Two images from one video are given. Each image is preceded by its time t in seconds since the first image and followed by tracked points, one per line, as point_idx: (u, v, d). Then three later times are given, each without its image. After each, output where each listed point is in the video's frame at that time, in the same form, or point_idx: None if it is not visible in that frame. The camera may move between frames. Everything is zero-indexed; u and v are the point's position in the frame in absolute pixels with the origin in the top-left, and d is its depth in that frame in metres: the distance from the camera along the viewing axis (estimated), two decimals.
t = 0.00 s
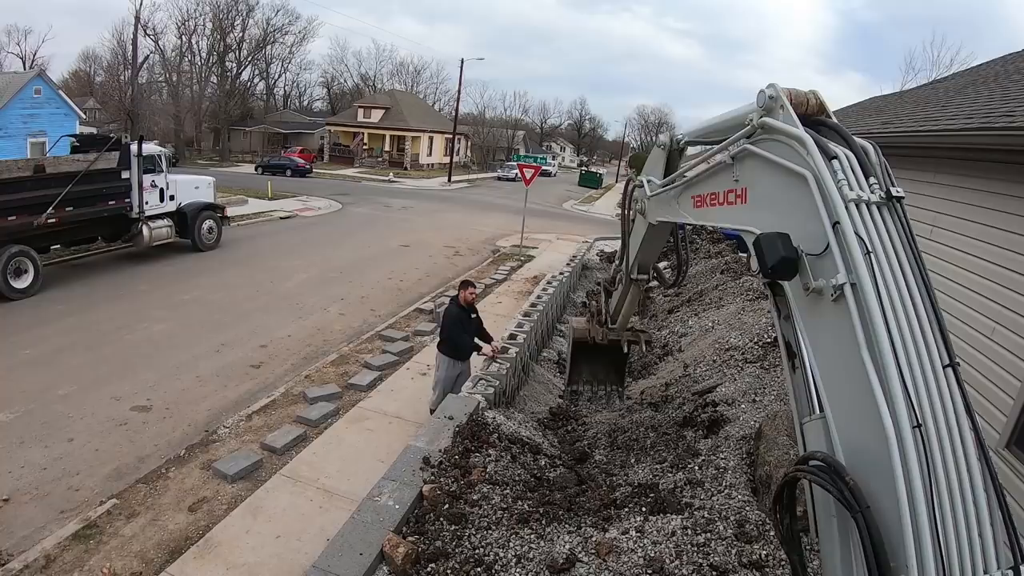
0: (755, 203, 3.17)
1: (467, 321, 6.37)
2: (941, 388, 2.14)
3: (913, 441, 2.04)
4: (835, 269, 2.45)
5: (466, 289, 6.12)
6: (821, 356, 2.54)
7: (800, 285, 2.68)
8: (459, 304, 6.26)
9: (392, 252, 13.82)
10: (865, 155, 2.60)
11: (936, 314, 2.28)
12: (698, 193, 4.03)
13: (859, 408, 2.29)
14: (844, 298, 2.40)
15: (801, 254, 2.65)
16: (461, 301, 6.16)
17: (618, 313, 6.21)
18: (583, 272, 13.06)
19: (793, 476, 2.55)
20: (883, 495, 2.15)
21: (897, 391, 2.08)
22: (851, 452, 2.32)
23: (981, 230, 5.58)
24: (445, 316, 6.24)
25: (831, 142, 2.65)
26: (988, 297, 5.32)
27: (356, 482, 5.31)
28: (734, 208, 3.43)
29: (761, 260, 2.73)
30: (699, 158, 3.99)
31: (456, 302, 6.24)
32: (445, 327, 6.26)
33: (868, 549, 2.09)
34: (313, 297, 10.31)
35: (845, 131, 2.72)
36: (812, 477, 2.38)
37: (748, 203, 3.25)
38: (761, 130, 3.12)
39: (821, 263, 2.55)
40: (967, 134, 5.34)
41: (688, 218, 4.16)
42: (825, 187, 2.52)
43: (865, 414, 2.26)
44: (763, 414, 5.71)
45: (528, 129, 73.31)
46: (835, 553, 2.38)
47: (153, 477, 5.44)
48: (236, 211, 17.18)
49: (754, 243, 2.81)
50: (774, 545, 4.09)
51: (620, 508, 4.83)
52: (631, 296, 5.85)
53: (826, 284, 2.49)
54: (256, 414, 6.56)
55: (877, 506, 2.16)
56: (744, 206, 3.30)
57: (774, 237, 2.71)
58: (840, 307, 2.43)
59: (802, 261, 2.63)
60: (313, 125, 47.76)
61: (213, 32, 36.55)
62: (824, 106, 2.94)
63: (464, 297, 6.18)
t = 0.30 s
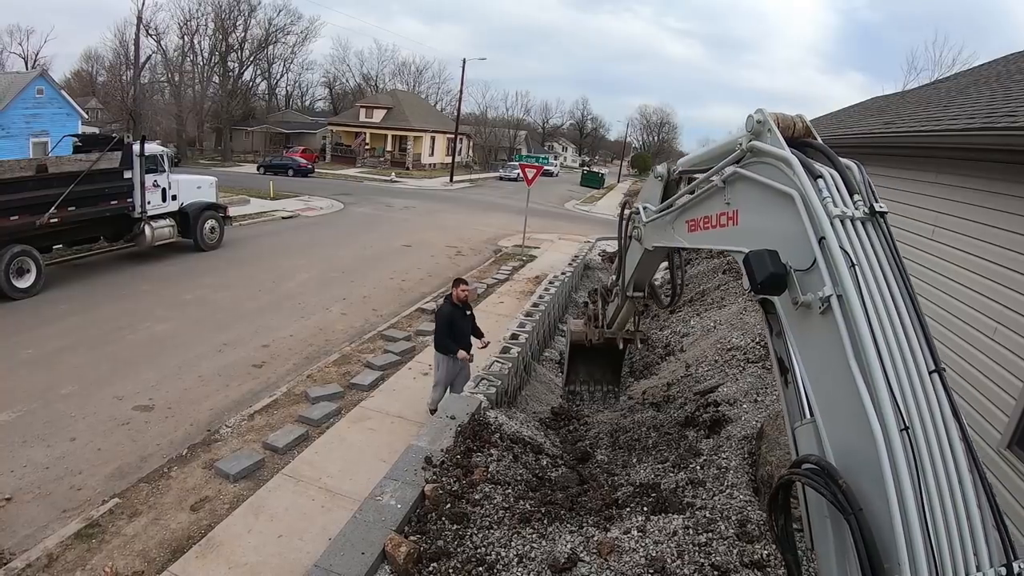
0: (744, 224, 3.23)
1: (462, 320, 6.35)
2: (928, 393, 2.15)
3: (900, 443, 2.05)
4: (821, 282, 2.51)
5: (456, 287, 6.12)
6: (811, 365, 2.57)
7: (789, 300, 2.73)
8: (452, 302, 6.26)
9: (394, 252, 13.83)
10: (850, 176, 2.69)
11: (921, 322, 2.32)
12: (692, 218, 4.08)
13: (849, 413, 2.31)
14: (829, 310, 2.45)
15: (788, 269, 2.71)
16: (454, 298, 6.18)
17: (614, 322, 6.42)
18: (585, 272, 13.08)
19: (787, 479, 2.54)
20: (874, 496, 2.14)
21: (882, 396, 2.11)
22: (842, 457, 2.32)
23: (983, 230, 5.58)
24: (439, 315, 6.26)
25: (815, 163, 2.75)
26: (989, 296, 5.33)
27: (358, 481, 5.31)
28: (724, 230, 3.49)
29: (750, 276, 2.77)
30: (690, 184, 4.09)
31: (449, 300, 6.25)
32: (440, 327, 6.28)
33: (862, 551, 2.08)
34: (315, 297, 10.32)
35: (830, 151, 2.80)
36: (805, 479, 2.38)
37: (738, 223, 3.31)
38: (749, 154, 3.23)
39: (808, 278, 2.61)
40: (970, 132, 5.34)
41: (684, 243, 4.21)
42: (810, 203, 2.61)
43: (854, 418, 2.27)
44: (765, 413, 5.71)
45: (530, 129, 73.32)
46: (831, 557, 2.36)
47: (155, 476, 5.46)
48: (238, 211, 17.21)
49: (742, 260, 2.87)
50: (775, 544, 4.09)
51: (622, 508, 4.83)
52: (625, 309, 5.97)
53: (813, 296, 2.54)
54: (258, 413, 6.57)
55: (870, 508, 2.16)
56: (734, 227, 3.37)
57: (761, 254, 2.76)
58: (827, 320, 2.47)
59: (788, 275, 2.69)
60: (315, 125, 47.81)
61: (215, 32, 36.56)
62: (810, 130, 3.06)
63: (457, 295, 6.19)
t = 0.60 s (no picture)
0: (736, 247, 3.27)
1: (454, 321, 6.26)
2: (917, 400, 2.17)
3: (889, 448, 2.06)
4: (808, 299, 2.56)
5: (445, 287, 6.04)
6: (801, 379, 2.59)
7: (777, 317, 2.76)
8: (443, 302, 6.19)
9: (395, 251, 13.83)
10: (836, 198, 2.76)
11: (906, 333, 2.35)
12: (686, 245, 4.11)
13: (840, 421, 2.31)
14: (817, 325, 2.48)
15: (777, 288, 2.76)
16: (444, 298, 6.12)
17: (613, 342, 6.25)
18: (586, 272, 13.08)
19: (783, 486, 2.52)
20: (866, 501, 2.13)
21: (869, 403, 2.13)
22: (834, 465, 2.32)
23: (984, 230, 5.59)
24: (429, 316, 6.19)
25: (801, 188, 2.83)
26: (990, 296, 5.32)
27: (359, 481, 5.31)
28: (718, 255, 3.52)
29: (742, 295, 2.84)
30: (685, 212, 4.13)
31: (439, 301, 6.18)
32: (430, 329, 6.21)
33: (856, 555, 2.06)
34: (316, 297, 10.32)
35: (816, 175, 2.89)
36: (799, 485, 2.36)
37: (730, 248, 3.35)
38: (739, 180, 3.32)
39: (796, 295, 2.65)
40: (971, 132, 5.34)
41: (680, 270, 4.20)
42: (796, 224, 2.68)
43: (844, 425, 2.28)
44: (767, 413, 5.69)
45: (531, 129, 73.26)
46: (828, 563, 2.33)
47: (157, 476, 5.46)
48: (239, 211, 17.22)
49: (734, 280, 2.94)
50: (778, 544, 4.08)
51: (623, 508, 4.83)
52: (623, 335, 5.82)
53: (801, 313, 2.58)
54: (259, 413, 6.57)
55: (863, 512, 2.14)
56: (727, 252, 3.41)
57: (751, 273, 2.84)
58: (815, 335, 2.50)
59: (778, 293, 2.73)
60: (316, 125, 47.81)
61: (216, 32, 36.57)
62: (799, 157, 3.18)
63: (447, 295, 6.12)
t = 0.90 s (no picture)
0: (728, 269, 3.29)
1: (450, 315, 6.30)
2: (902, 407, 2.19)
3: (876, 452, 2.07)
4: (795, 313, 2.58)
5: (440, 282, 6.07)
6: (789, 390, 2.60)
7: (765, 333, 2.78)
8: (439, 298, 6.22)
9: (396, 251, 13.83)
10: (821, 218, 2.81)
11: (891, 343, 2.38)
12: (680, 268, 4.12)
13: (829, 428, 2.32)
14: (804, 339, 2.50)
15: (766, 304, 2.78)
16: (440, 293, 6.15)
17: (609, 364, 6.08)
18: (588, 272, 13.08)
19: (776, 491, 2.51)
20: (857, 503, 2.13)
21: (855, 408, 2.15)
22: (825, 471, 2.32)
23: (984, 230, 5.61)
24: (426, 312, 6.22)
25: (787, 208, 2.89)
26: (990, 297, 5.33)
27: (360, 481, 5.31)
28: (711, 277, 3.53)
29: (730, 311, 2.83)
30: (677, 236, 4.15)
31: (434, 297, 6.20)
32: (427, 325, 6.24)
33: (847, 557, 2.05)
34: (318, 297, 10.33)
35: (802, 197, 2.94)
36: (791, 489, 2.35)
37: (722, 269, 3.37)
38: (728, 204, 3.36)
39: (784, 311, 2.68)
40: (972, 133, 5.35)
41: (674, 294, 4.20)
42: (782, 244, 2.72)
43: (833, 431, 2.29)
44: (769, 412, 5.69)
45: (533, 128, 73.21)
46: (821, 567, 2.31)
47: (158, 475, 5.47)
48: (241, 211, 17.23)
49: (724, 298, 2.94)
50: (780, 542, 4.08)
51: (624, 507, 4.83)
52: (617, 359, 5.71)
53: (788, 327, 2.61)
54: (260, 412, 6.58)
55: (853, 514, 2.14)
56: (719, 274, 3.42)
57: (740, 290, 2.83)
58: (802, 349, 2.53)
59: (767, 310, 2.75)
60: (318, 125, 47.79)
61: (218, 32, 36.56)
62: (785, 180, 3.23)
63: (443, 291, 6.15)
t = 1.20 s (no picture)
0: (716, 285, 3.30)
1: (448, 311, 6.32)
2: (887, 413, 2.22)
3: (862, 455, 2.09)
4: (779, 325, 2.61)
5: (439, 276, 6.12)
6: (776, 399, 2.62)
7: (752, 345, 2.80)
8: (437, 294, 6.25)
9: (400, 250, 13.85)
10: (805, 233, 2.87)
11: (874, 351, 2.42)
12: (670, 287, 4.11)
13: (816, 434, 2.33)
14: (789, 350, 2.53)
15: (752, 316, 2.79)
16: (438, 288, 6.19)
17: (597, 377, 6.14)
18: (591, 272, 13.09)
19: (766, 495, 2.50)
20: (844, 506, 2.12)
21: (840, 412, 2.17)
22: (814, 475, 2.32)
23: (986, 230, 5.63)
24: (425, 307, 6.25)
25: (772, 223, 2.93)
26: (992, 297, 5.35)
27: (363, 479, 5.33)
28: (701, 293, 3.53)
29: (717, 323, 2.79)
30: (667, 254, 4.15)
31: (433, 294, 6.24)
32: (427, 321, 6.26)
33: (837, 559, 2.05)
34: (321, 296, 10.35)
35: (786, 213, 3.00)
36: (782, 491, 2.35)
37: (711, 286, 3.37)
38: (715, 221, 3.39)
39: (770, 323, 2.68)
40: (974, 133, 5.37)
41: (665, 312, 4.19)
42: (767, 258, 2.75)
43: (820, 435, 2.30)
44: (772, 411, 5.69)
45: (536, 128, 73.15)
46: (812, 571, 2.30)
47: (162, 472, 5.50)
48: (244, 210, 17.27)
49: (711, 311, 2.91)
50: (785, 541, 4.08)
51: (627, 506, 4.84)
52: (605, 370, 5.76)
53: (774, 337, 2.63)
54: (264, 411, 6.61)
55: (842, 516, 2.13)
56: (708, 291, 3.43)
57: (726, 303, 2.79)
58: (788, 358, 2.55)
59: (754, 323, 2.75)
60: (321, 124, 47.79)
61: (221, 31, 36.58)
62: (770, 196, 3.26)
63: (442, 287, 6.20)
